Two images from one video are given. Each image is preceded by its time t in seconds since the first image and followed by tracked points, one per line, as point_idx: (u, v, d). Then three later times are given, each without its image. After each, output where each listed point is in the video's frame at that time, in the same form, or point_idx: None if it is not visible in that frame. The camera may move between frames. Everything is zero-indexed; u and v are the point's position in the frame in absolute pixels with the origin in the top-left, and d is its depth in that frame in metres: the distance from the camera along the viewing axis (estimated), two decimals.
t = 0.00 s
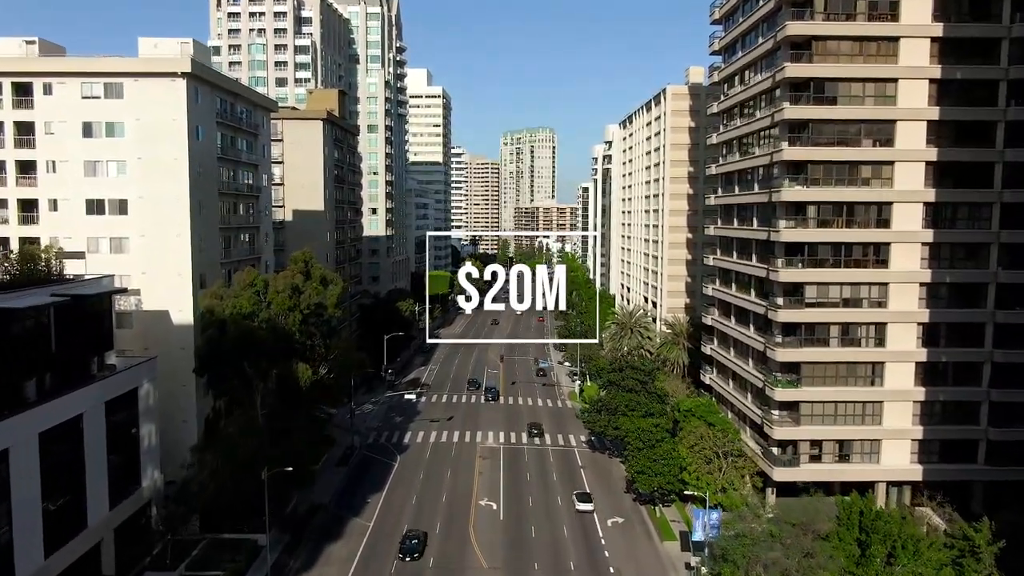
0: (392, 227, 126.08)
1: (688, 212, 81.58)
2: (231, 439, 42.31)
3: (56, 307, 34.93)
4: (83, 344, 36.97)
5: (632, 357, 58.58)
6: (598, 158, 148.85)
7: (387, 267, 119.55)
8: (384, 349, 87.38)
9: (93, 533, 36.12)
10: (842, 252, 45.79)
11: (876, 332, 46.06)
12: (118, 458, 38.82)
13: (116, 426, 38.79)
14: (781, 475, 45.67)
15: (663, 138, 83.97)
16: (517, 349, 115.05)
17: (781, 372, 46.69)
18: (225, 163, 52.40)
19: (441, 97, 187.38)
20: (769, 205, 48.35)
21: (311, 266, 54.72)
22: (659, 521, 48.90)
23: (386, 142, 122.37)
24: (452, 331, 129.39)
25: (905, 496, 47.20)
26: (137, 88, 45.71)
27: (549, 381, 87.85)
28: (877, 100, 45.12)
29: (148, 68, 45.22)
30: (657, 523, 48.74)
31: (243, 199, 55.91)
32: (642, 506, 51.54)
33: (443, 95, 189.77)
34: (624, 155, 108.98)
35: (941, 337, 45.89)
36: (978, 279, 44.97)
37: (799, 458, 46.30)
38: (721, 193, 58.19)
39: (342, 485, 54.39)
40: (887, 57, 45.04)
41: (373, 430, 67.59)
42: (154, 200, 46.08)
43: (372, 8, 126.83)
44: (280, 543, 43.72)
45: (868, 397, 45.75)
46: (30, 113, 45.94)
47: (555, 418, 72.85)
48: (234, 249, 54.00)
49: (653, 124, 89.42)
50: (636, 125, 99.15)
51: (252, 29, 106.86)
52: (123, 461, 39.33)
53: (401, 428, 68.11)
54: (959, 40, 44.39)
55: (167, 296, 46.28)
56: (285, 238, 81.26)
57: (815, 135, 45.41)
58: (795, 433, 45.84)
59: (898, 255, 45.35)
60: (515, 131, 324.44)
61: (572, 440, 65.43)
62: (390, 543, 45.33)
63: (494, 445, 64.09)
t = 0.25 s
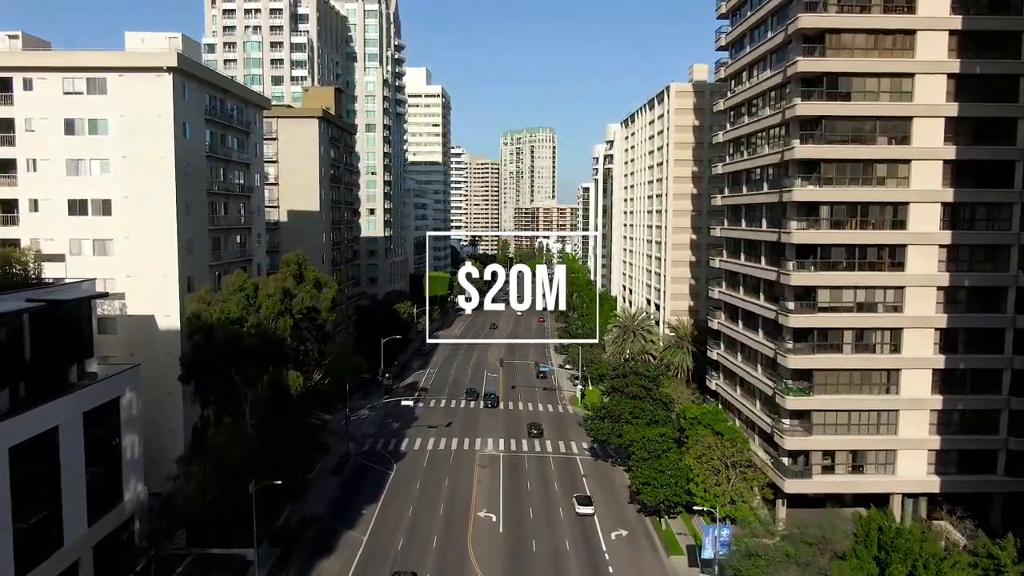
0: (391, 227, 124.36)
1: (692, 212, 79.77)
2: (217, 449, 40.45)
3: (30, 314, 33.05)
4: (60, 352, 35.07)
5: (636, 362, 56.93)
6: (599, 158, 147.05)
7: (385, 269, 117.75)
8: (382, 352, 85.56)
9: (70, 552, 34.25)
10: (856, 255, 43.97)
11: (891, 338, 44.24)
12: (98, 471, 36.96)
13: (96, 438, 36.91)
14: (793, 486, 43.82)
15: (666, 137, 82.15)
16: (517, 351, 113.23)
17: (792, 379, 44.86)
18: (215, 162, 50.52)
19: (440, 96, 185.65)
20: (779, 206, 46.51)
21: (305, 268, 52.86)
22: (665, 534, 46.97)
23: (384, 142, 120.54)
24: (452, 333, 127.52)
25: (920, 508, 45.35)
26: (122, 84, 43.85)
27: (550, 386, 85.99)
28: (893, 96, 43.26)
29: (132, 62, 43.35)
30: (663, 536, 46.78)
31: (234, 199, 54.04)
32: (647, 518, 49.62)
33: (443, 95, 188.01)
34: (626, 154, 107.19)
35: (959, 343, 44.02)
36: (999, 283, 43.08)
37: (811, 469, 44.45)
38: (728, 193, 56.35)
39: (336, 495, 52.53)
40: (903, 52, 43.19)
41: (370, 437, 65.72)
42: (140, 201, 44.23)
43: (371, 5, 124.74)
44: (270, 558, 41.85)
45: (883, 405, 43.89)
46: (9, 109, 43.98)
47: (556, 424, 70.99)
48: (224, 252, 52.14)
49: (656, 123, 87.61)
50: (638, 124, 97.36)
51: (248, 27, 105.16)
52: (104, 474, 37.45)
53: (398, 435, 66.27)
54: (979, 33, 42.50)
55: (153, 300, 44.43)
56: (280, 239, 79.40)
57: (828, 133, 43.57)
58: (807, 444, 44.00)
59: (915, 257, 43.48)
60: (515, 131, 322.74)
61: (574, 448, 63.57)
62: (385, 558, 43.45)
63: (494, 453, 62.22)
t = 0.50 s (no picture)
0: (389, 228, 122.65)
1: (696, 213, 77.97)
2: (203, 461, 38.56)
3: (1, 320, 31.17)
4: (35, 360, 33.19)
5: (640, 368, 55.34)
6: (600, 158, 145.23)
7: (383, 270, 116.10)
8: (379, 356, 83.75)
9: (44, 572, 32.37)
10: (871, 257, 42.11)
11: (908, 344, 42.39)
12: (75, 486, 35.09)
13: (73, 450, 35.04)
14: (805, 499, 41.95)
15: (670, 136, 80.36)
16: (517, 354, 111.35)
17: (804, 387, 43.04)
18: (203, 161, 48.64)
19: (440, 96, 183.92)
20: (791, 206, 44.66)
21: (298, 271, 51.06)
22: (670, 547, 45.06)
23: (382, 141, 118.78)
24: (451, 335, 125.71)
25: (938, 522, 43.47)
26: (104, 79, 42.04)
27: (551, 390, 84.14)
28: (910, 91, 41.41)
29: (115, 56, 41.52)
30: (669, 550, 44.84)
31: (224, 199, 52.19)
32: (653, 530, 47.71)
33: (442, 94, 186.27)
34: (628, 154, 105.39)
35: (978, 350, 42.14)
36: (1021, 287, 41.18)
37: (825, 481, 42.58)
38: (735, 193, 54.54)
39: (330, 506, 50.68)
40: (921, 45, 41.33)
41: (366, 444, 63.87)
42: (123, 200, 42.42)
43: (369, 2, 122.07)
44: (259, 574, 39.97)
45: (899, 415, 42.01)
46: None
47: (557, 430, 69.19)
48: (213, 254, 50.28)
49: (659, 122, 85.92)
50: (640, 123, 95.62)
51: (243, 24, 103.40)
52: (82, 489, 35.57)
53: (395, 442, 64.40)
54: (1000, 25, 40.60)
55: (137, 305, 42.62)
56: (275, 240, 77.55)
57: (843, 129, 41.69)
58: (821, 455, 42.13)
59: (933, 260, 41.60)
60: (515, 131, 321.00)
61: (576, 456, 61.75)
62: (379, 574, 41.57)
63: (493, 461, 60.39)
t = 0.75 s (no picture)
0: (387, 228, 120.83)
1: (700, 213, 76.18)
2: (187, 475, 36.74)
3: None
4: (6, 369, 31.32)
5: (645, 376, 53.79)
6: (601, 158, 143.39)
7: (380, 271, 114.47)
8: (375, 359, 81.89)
9: None
10: (888, 260, 40.24)
11: (926, 351, 40.47)
12: (50, 501, 33.23)
13: (48, 463, 33.17)
14: (820, 513, 40.05)
15: (673, 135, 78.53)
16: (517, 357, 109.51)
17: (817, 395, 41.18)
18: (191, 159, 46.74)
19: (439, 95, 182.29)
20: (803, 206, 42.77)
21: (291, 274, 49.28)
22: (678, 562, 43.14)
23: (380, 140, 116.96)
24: (450, 337, 123.87)
25: (957, 536, 41.58)
26: (85, 72, 40.20)
27: (552, 395, 82.25)
28: (928, 86, 39.57)
29: (96, 49, 39.66)
30: (676, 565, 42.87)
31: (214, 198, 50.32)
32: (659, 544, 45.81)
33: (442, 93, 184.68)
34: (630, 153, 103.55)
35: (1000, 357, 40.28)
36: None
37: (839, 494, 40.68)
38: (744, 193, 52.65)
39: (323, 519, 48.78)
40: (940, 37, 39.47)
41: (361, 451, 61.98)
42: (105, 200, 40.61)
43: None
44: None
45: (917, 425, 40.15)
46: None
47: (558, 437, 67.32)
48: (201, 256, 48.37)
49: (662, 120, 84.12)
50: (643, 121, 93.81)
51: (238, 20, 101.57)
52: (58, 504, 33.73)
53: (391, 449, 62.53)
54: None
55: (120, 308, 40.80)
56: (269, 241, 75.68)
57: (858, 126, 39.81)
58: (835, 467, 40.24)
59: (953, 262, 39.73)
60: (515, 131, 319.24)
61: (578, 463, 59.94)
62: None
63: (493, 469, 58.52)
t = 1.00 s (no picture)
0: (385, 229, 119.00)
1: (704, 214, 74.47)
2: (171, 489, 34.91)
3: None
4: None
5: (650, 382, 52.08)
6: (603, 157, 141.66)
7: (378, 272, 112.92)
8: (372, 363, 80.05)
9: None
10: (906, 262, 38.37)
11: (947, 358, 38.60)
12: (22, 518, 31.33)
13: (21, 478, 31.29)
14: (835, 528, 38.18)
15: (677, 133, 76.78)
16: (517, 359, 107.72)
17: (831, 404, 39.31)
18: (178, 156, 44.85)
19: (438, 94, 180.54)
20: (817, 206, 40.94)
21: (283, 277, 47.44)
22: None
23: (378, 140, 115.04)
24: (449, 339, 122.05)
25: (978, 552, 39.72)
26: (64, 65, 38.32)
27: (552, 399, 80.46)
28: (950, 80, 37.66)
29: (76, 40, 37.79)
30: None
31: (202, 198, 48.48)
32: (666, 558, 43.86)
33: (441, 92, 182.95)
34: (632, 152, 101.78)
35: None
36: None
37: (855, 508, 38.79)
38: (752, 192, 50.80)
39: (315, 532, 46.88)
40: (962, 29, 37.62)
41: (356, 458, 60.10)
42: (85, 199, 38.73)
43: None
44: None
45: (937, 435, 38.26)
46: None
47: (559, 444, 65.47)
48: (189, 257, 46.48)
49: (665, 118, 82.43)
50: (645, 120, 92.07)
51: (233, 17, 99.65)
52: (32, 521, 31.83)
53: (387, 457, 60.67)
54: None
55: (102, 313, 38.93)
56: (263, 242, 73.87)
57: (876, 122, 37.93)
58: (851, 479, 38.34)
59: (974, 265, 37.87)
60: (515, 130, 317.52)
61: (580, 472, 58.06)
62: None
63: (492, 477, 56.63)
